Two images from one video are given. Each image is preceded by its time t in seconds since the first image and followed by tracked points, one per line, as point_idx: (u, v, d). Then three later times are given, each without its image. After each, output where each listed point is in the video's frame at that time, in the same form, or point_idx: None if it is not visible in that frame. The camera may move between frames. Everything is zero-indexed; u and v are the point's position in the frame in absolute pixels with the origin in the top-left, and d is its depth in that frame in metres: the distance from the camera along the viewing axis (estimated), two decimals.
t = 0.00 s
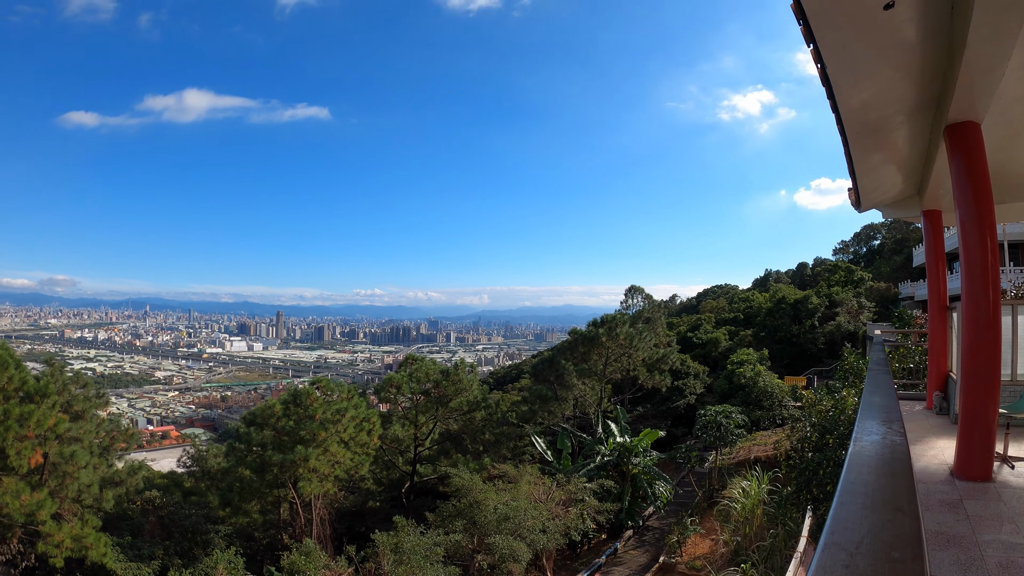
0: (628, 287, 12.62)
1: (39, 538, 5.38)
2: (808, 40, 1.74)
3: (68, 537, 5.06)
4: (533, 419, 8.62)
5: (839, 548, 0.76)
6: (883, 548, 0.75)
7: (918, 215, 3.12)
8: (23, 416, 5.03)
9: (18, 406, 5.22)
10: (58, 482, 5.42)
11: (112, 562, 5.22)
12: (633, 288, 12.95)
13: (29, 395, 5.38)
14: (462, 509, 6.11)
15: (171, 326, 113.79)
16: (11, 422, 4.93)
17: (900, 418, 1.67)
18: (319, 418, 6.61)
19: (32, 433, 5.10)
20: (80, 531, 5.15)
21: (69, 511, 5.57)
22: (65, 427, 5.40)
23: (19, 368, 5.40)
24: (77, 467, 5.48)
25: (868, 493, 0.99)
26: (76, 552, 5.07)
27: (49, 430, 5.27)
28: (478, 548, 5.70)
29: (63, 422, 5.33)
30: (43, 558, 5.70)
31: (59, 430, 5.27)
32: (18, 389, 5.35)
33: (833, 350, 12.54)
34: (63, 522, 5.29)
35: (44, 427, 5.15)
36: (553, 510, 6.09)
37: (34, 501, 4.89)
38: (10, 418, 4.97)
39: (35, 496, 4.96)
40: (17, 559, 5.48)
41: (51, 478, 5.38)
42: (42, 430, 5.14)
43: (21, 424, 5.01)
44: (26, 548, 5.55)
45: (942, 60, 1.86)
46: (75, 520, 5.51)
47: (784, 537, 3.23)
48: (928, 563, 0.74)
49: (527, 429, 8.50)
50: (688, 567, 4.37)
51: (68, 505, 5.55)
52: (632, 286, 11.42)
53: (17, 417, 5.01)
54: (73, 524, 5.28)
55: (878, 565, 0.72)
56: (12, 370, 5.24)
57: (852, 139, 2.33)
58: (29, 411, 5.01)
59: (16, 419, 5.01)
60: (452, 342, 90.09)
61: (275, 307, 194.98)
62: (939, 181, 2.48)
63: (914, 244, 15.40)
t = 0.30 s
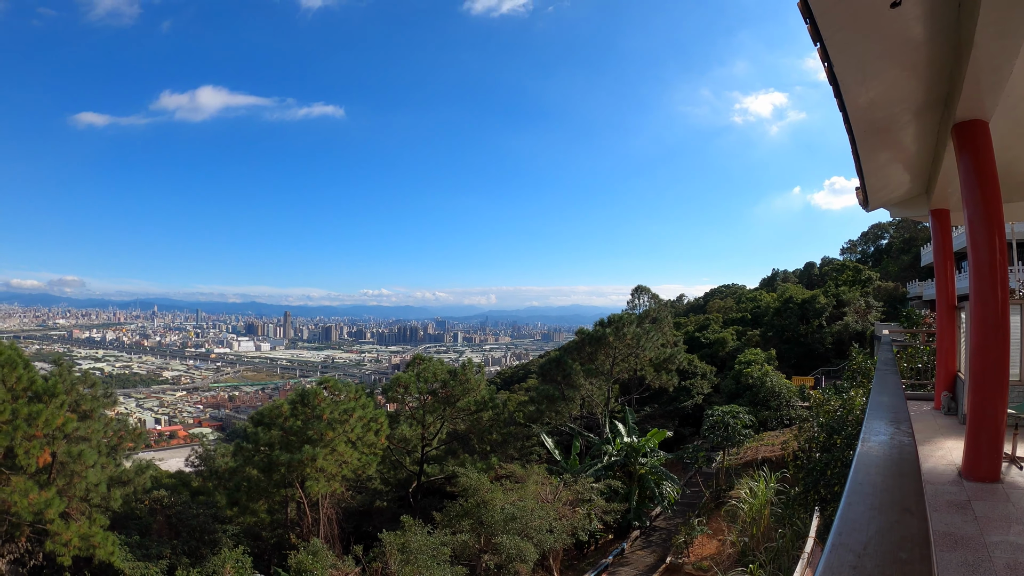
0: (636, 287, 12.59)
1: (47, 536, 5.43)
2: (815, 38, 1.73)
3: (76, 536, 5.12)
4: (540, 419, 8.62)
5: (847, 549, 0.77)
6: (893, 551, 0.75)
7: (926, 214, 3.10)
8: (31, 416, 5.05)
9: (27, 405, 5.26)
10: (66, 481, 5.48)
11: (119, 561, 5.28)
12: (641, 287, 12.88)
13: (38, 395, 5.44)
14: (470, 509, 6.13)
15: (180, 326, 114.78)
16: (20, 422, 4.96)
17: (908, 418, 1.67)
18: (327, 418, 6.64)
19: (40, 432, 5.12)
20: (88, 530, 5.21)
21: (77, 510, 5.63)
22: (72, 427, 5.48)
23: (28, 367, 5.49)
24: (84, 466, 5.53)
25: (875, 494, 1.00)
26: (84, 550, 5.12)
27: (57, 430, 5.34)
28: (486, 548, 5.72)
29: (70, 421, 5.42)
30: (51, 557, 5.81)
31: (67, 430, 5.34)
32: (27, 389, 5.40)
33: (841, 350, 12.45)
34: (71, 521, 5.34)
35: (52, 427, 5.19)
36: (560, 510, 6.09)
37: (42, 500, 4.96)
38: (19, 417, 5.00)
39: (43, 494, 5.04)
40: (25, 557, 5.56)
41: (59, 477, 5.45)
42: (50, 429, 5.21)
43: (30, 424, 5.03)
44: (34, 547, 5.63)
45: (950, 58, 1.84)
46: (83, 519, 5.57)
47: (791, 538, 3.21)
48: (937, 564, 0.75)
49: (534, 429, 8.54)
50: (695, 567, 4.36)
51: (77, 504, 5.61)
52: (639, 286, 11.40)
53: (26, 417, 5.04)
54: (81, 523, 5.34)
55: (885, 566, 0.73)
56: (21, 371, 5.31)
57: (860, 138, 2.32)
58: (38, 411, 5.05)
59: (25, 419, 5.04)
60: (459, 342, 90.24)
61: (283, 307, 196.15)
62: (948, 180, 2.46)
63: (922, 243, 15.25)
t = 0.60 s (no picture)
0: (642, 287, 12.57)
1: (55, 535, 5.50)
2: (822, 37, 1.73)
3: (83, 535, 5.19)
4: (547, 419, 8.62)
5: (854, 551, 0.77)
6: (900, 552, 0.76)
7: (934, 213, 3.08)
8: (40, 415, 5.13)
9: (36, 405, 5.33)
10: (75, 481, 5.59)
11: (127, 560, 5.35)
12: (649, 287, 12.83)
13: (46, 394, 5.50)
14: (476, 509, 6.14)
15: (189, 326, 115.74)
16: (28, 421, 5.05)
17: (916, 419, 1.66)
18: (334, 418, 6.66)
19: (48, 432, 5.20)
20: (95, 529, 5.28)
21: (85, 509, 5.69)
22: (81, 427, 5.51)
23: (36, 368, 5.55)
24: (92, 466, 5.62)
25: (882, 495, 1.01)
26: (92, 550, 5.19)
27: (65, 429, 5.38)
28: (492, 548, 5.72)
29: (79, 421, 5.44)
30: (58, 556, 5.90)
31: (75, 430, 5.37)
32: (36, 388, 5.49)
33: (849, 351, 12.32)
34: (78, 520, 5.40)
35: (61, 426, 5.25)
36: (567, 510, 6.10)
37: (50, 499, 5.03)
38: (28, 417, 5.10)
39: (51, 494, 5.11)
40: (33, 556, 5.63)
41: (68, 476, 5.53)
42: (58, 429, 5.26)
43: (38, 423, 5.12)
44: (42, 545, 5.70)
45: (957, 56, 1.83)
46: (91, 518, 5.65)
47: (798, 539, 3.21)
48: (944, 565, 0.75)
49: (541, 429, 8.55)
50: (702, 568, 4.35)
51: (84, 503, 5.67)
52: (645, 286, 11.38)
53: (34, 417, 5.12)
54: (88, 522, 5.40)
55: (893, 567, 0.73)
56: (29, 370, 5.40)
57: (867, 137, 2.31)
58: (46, 411, 5.11)
59: (34, 418, 5.12)
60: (465, 342, 90.35)
61: (291, 308, 197.35)
62: (956, 180, 2.45)
63: (931, 242, 15.10)
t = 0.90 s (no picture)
0: (649, 287, 12.54)
1: (63, 534, 5.57)
2: (828, 36, 1.72)
3: (91, 535, 5.26)
4: (555, 419, 8.63)
5: (862, 551, 0.78)
6: (907, 551, 0.76)
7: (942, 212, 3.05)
8: (48, 415, 5.20)
9: (45, 405, 5.40)
10: (82, 481, 5.60)
11: (134, 559, 5.41)
12: (656, 287, 12.79)
13: (54, 394, 5.56)
14: (484, 509, 6.16)
15: (198, 327, 116.81)
16: (37, 421, 5.11)
17: (924, 419, 1.66)
18: (342, 419, 6.73)
19: (56, 432, 5.23)
20: (103, 529, 5.34)
21: (93, 508, 5.75)
22: (89, 427, 5.53)
23: (45, 368, 5.62)
24: (99, 466, 5.65)
25: (890, 496, 1.02)
26: (100, 549, 5.25)
27: (73, 429, 5.41)
28: (499, 548, 5.74)
29: (86, 421, 5.48)
30: (66, 555, 5.97)
31: (83, 429, 5.40)
32: (45, 389, 5.57)
33: (857, 351, 12.21)
34: (86, 520, 5.46)
35: (69, 426, 5.30)
36: (574, 510, 6.10)
37: (58, 498, 5.10)
38: (36, 417, 5.17)
39: (60, 493, 5.19)
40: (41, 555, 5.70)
41: (76, 476, 5.57)
42: (66, 428, 5.29)
43: (46, 423, 5.17)
44: (50, 544, 5.78)
45: (965, 54, 1.82)
46: (99, 518, 5.71)
47: (806, 540, 3.19)
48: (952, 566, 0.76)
49: (549, 429, 8.56)
50: (709, 569, 4.34)
51: (92, 503, 5.73)
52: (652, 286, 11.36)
53: (43, 417, 5.19)
54: (96, 521, 5.46)
55: (900, 567, 0.74)
56: (37, 371, 5.50)
57: (875, 136, 2.30)
58: (53, 411, 5.18)
59: (42, 419, 5.19)
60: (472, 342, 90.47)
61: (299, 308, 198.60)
62: (964, 178, 2.43)
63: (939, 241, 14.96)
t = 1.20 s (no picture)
0: (657, 287, 12.49)
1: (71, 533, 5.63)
2: (835, 34, 1.71)
3: (99, 533, 5.32)
4: (562, 419, 8.74)
5: (870, 553, 0.79)
6: (915, 553, 0.77)
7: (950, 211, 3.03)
8: (57, 415, 5.22)
9: (53, 404, 5.41)
10: (90, 480, 5.66)
11: (141, 558, 5.46)
12: (662, 287, 12.74)
13: (63, 394, 5.59)
14: (491, 509, 6.17)
15: (207, 327, 117.68)
16: (45, 421, 5.13)
17: (932, 419, 1.66)
18: (349, 418, 6.75)
19: (65, 431, 5.28)
20: (111, 528, 5.41)
21: (101, 507, 5.82)
22: (97, 426, 5.65)
23: (54, 368, 5.68)
24: (107, 465, 5.71)
25: (898, 496, 1.03)
26: (107, 547, 5.32)
27: (81, 429, 5.51)
28: (506, 548, 5.77)
29: (95, 420, 5.59)
30: (73, 554, 6.05)
31: (92, 429, 5.52)
32: (54, 388, 5.57)
33: (864, 350, 12.12)
34: (94, 518, 5.52)
35: (77, 425, 5.37)
36: (581, 510, 6.10)
37: (66, 497, 5.17)
38: (45, 416, 5.18)
39: (68, 492, 5.26)
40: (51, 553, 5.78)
41: (84, 475, 5.62)
42: (75, 427, 5.38)
43: (55, 422, 5.20)
44: (59, 543, 5.86)
45: (973, 51, 1.81)
46: (106, 517, 5.75)
47: (814, 540, 3.18)
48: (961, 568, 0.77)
49: (556, 429, 8.59)
50: (716, 569, 4.33)
51: (100, 502, 5.80)
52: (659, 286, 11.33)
53: (51, 416, 5.21)
54: (104, 520, 5.53)
55: (907, 568, 0.75)
56: (46, 370, 5.48)
57: (881, 135, 2.29)
58: (62, 410, 5.21)
59: (51, 418, 5.20)
60: (478, 343, 90.57)
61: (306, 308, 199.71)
62: (972, 177, 2.41)
63: (947, 240, 14.81)
